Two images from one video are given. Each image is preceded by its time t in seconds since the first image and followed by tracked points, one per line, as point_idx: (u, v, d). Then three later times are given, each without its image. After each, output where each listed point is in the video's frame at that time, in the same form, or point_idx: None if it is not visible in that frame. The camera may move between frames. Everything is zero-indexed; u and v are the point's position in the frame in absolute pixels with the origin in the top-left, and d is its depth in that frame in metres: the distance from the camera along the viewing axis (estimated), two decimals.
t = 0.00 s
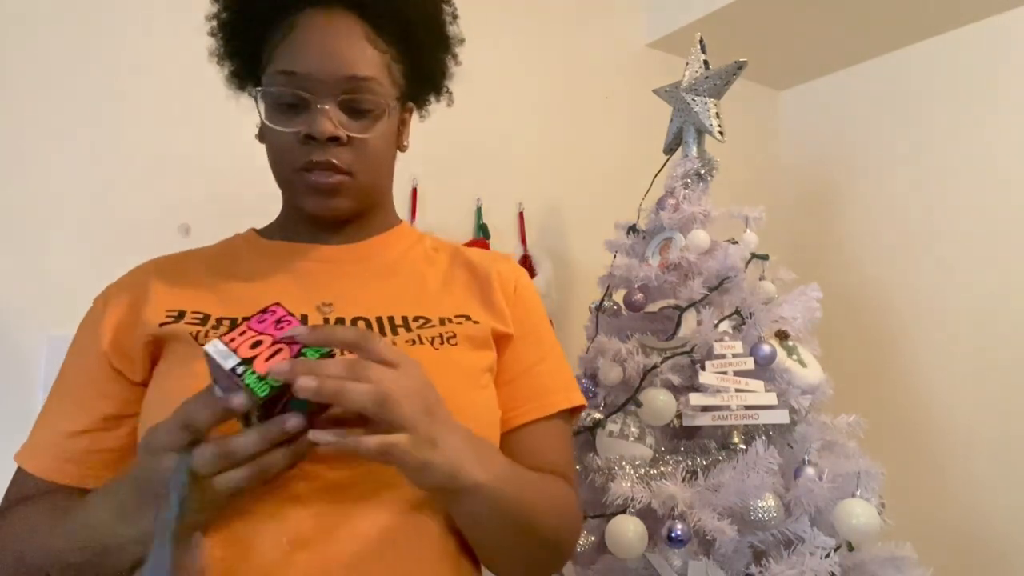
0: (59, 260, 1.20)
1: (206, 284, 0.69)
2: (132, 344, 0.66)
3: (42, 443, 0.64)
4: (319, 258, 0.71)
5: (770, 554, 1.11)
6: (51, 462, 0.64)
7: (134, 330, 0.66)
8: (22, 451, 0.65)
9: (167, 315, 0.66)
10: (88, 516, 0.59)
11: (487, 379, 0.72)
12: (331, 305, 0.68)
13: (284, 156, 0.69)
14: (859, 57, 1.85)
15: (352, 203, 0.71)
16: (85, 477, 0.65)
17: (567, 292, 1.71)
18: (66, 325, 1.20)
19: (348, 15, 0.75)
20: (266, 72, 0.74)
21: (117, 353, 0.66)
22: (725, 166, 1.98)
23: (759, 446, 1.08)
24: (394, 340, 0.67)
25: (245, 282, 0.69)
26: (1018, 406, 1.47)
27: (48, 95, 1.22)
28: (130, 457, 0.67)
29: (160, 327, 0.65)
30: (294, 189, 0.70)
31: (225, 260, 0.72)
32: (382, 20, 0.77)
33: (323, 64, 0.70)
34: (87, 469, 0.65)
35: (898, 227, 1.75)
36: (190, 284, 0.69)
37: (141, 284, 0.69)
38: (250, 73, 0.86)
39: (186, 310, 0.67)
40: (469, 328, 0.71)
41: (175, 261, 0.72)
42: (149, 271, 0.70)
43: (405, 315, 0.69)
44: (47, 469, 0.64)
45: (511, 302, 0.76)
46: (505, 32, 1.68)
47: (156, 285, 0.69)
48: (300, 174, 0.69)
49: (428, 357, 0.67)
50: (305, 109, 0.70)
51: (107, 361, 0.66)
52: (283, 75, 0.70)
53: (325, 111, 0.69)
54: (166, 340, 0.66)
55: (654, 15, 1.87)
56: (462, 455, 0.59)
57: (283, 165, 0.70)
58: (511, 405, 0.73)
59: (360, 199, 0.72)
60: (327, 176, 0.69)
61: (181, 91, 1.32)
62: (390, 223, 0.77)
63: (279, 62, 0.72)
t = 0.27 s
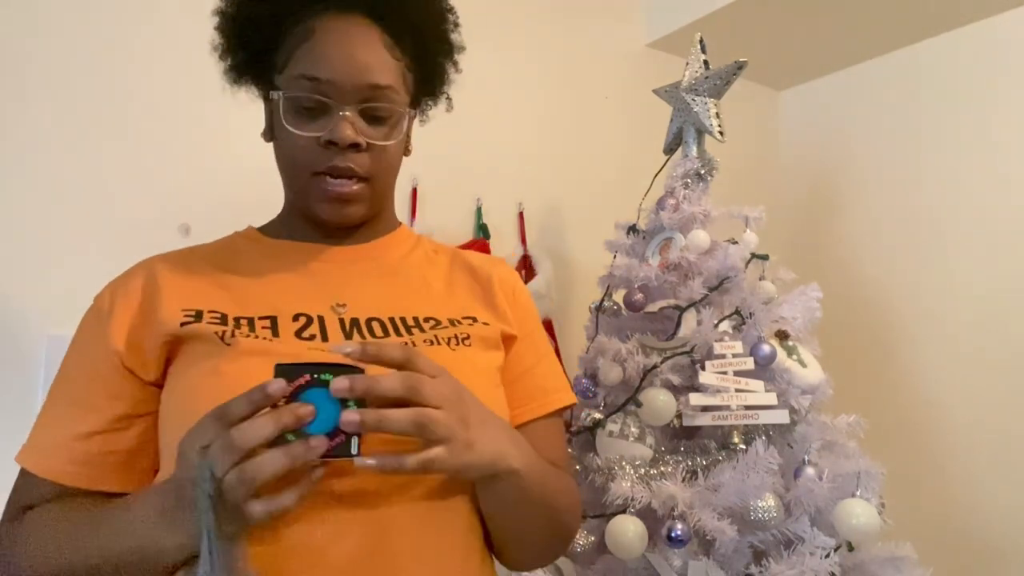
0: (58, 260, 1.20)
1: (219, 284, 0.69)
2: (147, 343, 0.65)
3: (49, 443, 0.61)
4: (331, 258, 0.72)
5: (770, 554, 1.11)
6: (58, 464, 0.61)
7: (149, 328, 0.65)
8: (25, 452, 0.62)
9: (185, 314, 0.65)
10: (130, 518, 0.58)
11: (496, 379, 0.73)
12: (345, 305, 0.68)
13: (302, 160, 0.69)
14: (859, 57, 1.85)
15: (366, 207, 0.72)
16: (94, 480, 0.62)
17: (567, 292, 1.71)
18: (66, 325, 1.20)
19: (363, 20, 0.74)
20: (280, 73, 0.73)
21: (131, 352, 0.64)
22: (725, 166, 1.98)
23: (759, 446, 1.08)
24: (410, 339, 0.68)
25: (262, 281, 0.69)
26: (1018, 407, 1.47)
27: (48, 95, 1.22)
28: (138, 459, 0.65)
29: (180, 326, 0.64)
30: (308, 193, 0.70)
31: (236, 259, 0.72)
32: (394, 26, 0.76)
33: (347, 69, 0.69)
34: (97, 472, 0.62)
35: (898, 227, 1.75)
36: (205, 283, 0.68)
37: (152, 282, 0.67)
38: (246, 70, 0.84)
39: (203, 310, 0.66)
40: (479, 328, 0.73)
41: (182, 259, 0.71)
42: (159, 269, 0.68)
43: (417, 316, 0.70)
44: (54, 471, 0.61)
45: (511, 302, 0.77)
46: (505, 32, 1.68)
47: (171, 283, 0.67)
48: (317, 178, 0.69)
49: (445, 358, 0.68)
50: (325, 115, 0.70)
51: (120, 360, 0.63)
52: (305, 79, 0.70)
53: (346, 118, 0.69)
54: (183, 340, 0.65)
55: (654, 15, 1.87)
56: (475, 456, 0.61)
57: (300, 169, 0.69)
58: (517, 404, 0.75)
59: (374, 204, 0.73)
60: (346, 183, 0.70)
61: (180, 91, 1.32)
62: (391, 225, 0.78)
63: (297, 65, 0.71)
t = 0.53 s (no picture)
0: (59, 261, 1.20)
1: (225, 284, 0.68)
2: (152, 343, 0.64)
3: (51, 444, 0.61)
4: (334, 258, 0.73)
5: (770, 554, 1.11)
6: (59, 465, 0.60)
7: (154, 329, 0.64)
8: (25, 452, 0.61)
9: (192, 315, 0.65)
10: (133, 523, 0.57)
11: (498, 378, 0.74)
12: (349, 305, 0.69)
13: (307, 162, 0.69)
14: (859, 57, 1.85)
15: (370, 210, 0.72)
16: (96, 482, 0.62)
17: (567, 293, 1.71)
18: (66, 326, 1.20)
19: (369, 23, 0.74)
20: (285, 74, 0.73)
21: (136, 353, 0.64)
22: (725, 166, 1.98)
23: (758, 446, 1.08)
24: (415, 339, 0.68)
25: (267, 280, 0.69)
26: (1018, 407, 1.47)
27: (48, 96, 1.22)
28: (141, 460, 0.65)
29: (187, 327, 0.64)
30: (313, 195, 0.70)
31: (239, 258, 0.71)
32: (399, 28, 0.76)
33: (354, 73, 0.69)
34: (99, 473, 0.62)
35: (898, 227, 1.75)
36: (210, 283, 0.68)
37: (156, 281, 0.67)
38: (242, 66, 0.83)
39: (210, 310, 0.66)
40: (482, 328, 0.73)
41: (184, 257, 0.70)
42: (162, 268, 0.68)
43: (420, 316, 0.70)
44: (57, 472, 0.60)
45: (510, 302, 0.78)
46: (505, 33, 1.68)
47: (176, 282, 0.67)
48: (321, 182, 0.70)
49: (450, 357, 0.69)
50: (332, 119, 0.70)
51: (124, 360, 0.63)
52: (312, 82, 0.70)
53: (354, 123, 0.69)
54: (190, 341, 0.65)
55: (654, 15, 1.87)
56: (477, 455, 0.61)
57: (305, 171, 0.69)
58: (516, 402, 0.76)
59: (376, 207, 0.73)
60: (352, 187, 0.70)
61: (180, 92, 1.33)
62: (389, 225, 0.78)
63: (304, 67, 0.71)
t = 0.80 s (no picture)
0: (58, 260, 1.20)
1: (215, 285, 0.69)
2: (142, 345, 0.65)
3: (44, 445, 0.61)
4: (325, 258, 0.73)
5: (770, 554, 1.11)
6: (51, 466, 0.61)
7: (143, 331, 0.65)
8: (19, 453, 0.62)
9: (181, 316, 0.65)
10: (120, 524, 0.57)
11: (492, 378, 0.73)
12: (339, 305, 0.68)
13: (296, 162, 0.69)
14: (859, 57, 1.85)
15: (362, 211, 0.73)
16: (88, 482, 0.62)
17: (567, 293, 1.71)
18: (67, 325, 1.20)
19: (360, 22, 0.74)
20: (275, 73, 0.73)
21: (125, 355, 0.64)
22: (725, 166, 1.98)
23: (759, 446, 1.08)
24: (406, 337, 0.68)
25: (257, 280, 0.69)
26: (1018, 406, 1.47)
27: (48, 95, 1.22)
28: (134, 461, 0.65)
29: (176, 329, 0.65)
30: (304, 196, 0.71)
31: (232, 258, 0.72)
32: (389, 26, 0.76)
33: (343, 74, 0.69)
34: (91, 474, 0.62)
35: (898, 227, 1.75)
36: (200, 284, 0.68)
37: (146, 283, 0.67)
38: (236, 62, 0.83)
39: (199, 312, 0.66)
40: (473, 328, 0.73)
41: (177, 259, 0.71)
42: (151, 271, 0.68)
43: (411, 315, 0.70)
44: (50, 473, 0.61)
45: (503, 302, 0.78)
46: (505, 32, 1.68)
47: (166, 284, 0.67)
48: (312, 182, 0.70)
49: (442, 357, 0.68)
50: (321, 120, 0.69)
51: (114, 363, 0.63)
52: (300, 83, 0.69)
53: (343, 124, 0.68)
54: (180, 342, 0.65)
55: (654, 15, 1.87)
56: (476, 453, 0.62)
57: (295, 172, 0.70)
58: (512, 403, 0.76)
59: (368, 206, 0.73)
60: (342, 188, 0.70)
61: (179, 91, 1.32)
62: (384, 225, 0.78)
63: (292, 67, 0.71)
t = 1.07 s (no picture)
0: (59, 261, 1.20)
1: (201, 287, 0.69)
2: (126, 349, 0.66)
3: (35, 448, 0.63)
4: (314, 257, 0.73)
5: (770, 554, 1.11)
6: (42, 467, 0.63)
7: (127, 335, 0.66)
8: (12, 456, 0.63)
9: (164, 319, 0.66)
10: (108, 530, 0.58)
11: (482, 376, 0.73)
12: (326, 305, 0.69)
13: (281, 162, 0.70)
14: (860, 57, 1.85)
15: (347, 209, 0.72)
16: (79, 484, 0.64)
17: (566, 293, 1.71)
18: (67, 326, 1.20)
19: (343, 18, 0.74)
20: (259, 73, 0.73)
21: (110, 359, 0.65)
22: (726, 167, 1.98)
23: (759, 446, 1.08)
24: (392, 336, 0.68)
25: (242, 281, 0.70)
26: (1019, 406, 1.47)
27: (48, 95, 1.22)
28: (123, 462, 0.66)
29: (158, 332, 0.65)
30: (290, 197, 0.71)
31: (219, 259, 0.72)
32: (373, 23, 0.76)
33: (325, 72, 0.69)
34: (81, 476, 0.64)
35: (899, 227, 1.75)
36: (185, 287, 0.69)
37: (131, 287, 0.68)
38: (225, 62, 0.83)
39: (183, 314, 0.67)
40: (462, 326, 0.73)
41: (164, 261, 0.71)
42: (136, 274, 0.69)
43: (399, 313, 0.70)
44: (41, 476, 0.63)
45: (497, 299, 0.77)
46: (504, 32, 1.68)
47: (151, 287, 0.68)
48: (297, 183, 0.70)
49: (427, 356, 0.68)
50: (303, 117, 0.70)
51: (99, 367, 0.64)
52: (283, 82, 0.70)
53: (325, 121, 0.69)
54: (163, 345, 0.65)
55: (654, 15, 1.87)
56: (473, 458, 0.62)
57: (280, 172, 0.70)
58: (505, 403, 0.76)
59: (355, 206, 0.73)
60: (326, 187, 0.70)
61: (179, 91, 1.32)
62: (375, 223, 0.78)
63: (275, 65, 0.71)
